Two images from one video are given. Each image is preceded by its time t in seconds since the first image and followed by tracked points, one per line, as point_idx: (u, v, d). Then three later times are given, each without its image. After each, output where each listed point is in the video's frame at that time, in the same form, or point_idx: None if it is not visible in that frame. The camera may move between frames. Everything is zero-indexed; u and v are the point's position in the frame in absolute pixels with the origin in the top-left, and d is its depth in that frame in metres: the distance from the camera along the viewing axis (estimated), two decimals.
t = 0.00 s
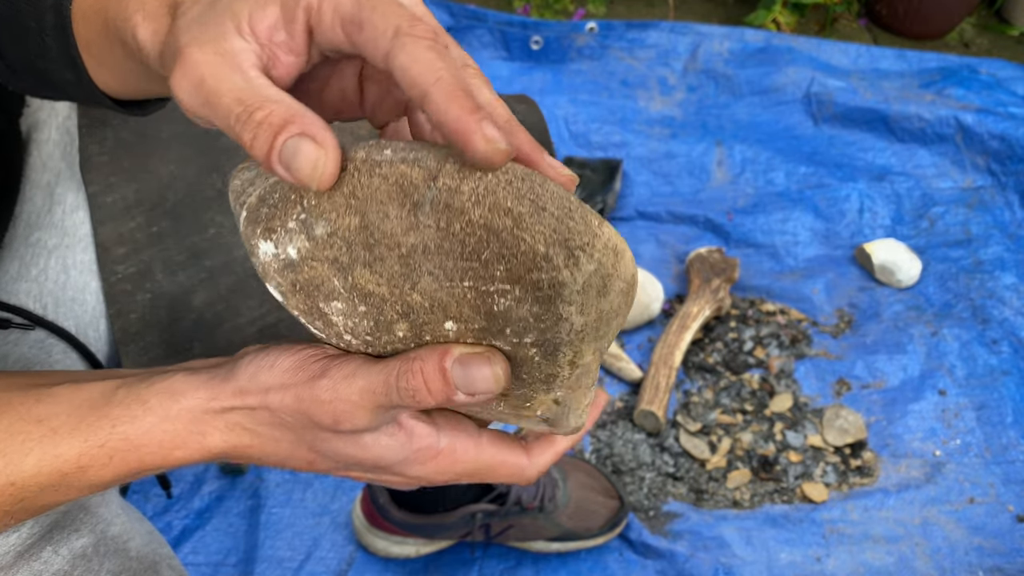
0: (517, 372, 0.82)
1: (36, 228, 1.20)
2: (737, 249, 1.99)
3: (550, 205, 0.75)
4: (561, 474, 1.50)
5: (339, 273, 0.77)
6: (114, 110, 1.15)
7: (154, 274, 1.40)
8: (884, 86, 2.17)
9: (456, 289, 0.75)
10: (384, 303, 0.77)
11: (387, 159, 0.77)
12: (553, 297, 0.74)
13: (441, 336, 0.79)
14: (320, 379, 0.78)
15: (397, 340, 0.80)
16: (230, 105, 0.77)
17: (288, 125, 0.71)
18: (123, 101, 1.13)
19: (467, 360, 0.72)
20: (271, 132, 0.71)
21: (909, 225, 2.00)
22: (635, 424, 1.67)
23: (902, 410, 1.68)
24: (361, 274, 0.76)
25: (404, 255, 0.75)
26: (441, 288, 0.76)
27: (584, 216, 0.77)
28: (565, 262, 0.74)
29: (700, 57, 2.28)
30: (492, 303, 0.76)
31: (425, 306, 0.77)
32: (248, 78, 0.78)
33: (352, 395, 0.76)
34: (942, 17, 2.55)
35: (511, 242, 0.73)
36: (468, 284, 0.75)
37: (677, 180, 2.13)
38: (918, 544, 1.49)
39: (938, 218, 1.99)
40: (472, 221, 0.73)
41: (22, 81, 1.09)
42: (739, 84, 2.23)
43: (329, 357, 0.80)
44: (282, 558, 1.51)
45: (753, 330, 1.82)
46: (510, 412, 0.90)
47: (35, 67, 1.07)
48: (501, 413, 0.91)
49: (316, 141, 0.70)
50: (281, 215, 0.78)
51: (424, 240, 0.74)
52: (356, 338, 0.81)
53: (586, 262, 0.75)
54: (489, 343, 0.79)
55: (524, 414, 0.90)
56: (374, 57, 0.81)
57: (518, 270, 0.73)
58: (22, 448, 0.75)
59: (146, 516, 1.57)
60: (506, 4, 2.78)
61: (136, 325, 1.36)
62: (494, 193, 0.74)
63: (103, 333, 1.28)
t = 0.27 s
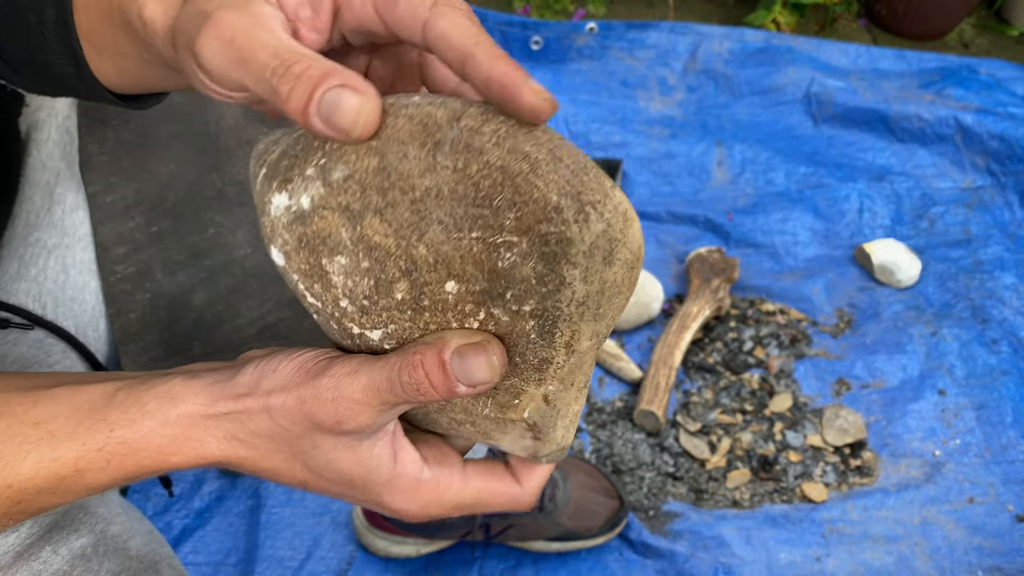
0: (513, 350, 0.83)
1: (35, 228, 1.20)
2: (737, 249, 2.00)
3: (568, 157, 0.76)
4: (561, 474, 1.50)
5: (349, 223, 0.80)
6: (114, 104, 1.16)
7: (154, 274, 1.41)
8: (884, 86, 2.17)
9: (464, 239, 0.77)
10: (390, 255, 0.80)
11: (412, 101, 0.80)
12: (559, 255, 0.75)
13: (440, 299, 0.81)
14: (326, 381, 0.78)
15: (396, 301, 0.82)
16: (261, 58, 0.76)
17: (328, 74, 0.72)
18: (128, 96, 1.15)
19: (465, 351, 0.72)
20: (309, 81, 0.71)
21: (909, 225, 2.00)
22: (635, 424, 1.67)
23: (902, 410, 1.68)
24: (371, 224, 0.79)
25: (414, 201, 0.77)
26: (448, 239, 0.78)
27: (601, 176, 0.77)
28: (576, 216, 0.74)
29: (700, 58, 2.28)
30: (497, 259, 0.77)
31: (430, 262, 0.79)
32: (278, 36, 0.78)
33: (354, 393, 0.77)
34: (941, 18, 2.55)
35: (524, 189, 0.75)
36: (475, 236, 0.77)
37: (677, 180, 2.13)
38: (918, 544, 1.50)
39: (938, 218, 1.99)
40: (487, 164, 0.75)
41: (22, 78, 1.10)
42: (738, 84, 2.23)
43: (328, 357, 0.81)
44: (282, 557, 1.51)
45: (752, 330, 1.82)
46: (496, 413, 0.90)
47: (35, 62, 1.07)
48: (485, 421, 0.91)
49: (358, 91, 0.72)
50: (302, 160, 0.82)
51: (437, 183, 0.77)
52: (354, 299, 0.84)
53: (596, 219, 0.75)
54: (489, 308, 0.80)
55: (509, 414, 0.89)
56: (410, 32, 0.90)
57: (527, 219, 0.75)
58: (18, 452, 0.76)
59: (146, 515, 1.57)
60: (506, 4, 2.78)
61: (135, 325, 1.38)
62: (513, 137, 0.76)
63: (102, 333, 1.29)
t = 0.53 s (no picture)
0: (553, 300, 0.86)
1: (35, 230, 1.20)
2: (737, 249, 2.00)
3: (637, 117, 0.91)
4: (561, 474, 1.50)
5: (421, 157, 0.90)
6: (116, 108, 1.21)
7: (154, 274, 1.41)
8: (884, 86, 2.17)
9: (533, 172, 0.86)
10: (457, 186, 0.88)
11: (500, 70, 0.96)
12: (623, 191, 0.85)
13: (495, 234, 0.86)
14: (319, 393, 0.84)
15: (448, 240, 0.88)
16: (332, 74, 0.85)
17: (395, 96, 0.80)
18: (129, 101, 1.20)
19: (475, 363, 0.77)
20: (379, 102, 0.80)
21: (909, 225, 2.00)
22: (635, 424, 1.67)
23: (902, 410, 1.68)
24: (446, 156, 0.88)
25: (494, 135, 0.88)
26: (518, 171, 0.87)
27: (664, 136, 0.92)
28: (642, 156, 0.87)
29: (700, 58, 2.28)
30: (563, 190, 0.85)
31: (494, 195, 0.87)
32: (352, 51, 0.87)
33: (353, 411, 0.83)
34: (941, 18, 2.56)
35: (600, 127, 0.87)
36: (546, 167, 0.86)
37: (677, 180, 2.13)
38: (918, 544, 1.50)
39: (938, 218, 1.99)
40: (570, 106, 0.89)
41: (26, 83, 1.11)
42: (738, 85, 2.23)
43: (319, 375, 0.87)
44: (282, 557, 1.51)
45: (752, 330, 1.82)
46: (515, 397, 0.90)
47: (40, 66, 1.09)
48: (495, 417, 0.92)
49: (422, 117, 0.81)
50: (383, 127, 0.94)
51: (521, 118, 0.89)
52: (404, 238, 0.89)
53: (660, 166, 0.87)
54: (542, 246, 0.86)
55: (529, 395, 0.90)
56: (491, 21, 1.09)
57: (598, 154, 0.86)
58: (9, 463, 0.82)
59: (146, 516, 1.57)
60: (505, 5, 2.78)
61: (135, 326, 1.39)
62: (595, 92, 0.92)
63: (101, 335, 1.30)
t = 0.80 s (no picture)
0: (588, 258, 0.87)
1: (35, 229, 1.22)
2: (737, 249, 2.00)
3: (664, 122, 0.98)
4: (561, 474, 1.50)
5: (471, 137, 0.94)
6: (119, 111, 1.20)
7: (154, 273, 1.41)
8: (883, 86, 2.18)
9: (576, 148, 0.90)
10: (504, 158, 0.91)
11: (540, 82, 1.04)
12: (654, 167, 0.90)
13: (537, 198, 0.88)
14: (305, 482, 0.84)
15: (492, 201, 0.89)
16: (390, 70, 0.93)
17: (448, 93, 0.89)
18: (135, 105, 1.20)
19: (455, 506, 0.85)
20: (436, 95, 0.88)
21: (908, 225, 2.00)
22: (635, 424, 1.67)
23: (901, 410, 1.68)
24: (496, 136, 0.93)
25: (540, 119, 0.93)
26: (563, 146, 0.91)
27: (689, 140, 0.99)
28: (670, 143, 0.93)
29: (700, 58, 2.28)
30: (602, 162, 0.89)
31: (539, 165, 0.90)
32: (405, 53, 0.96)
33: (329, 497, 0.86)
34: (940, 18, 2.56)
35: (635, 117, 0.94)
36: (588, 144, 0.91)
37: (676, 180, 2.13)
38: (917, 543, 1.50)
39: (937, 218, 1.99)
40: (608, 100, 0.96)
41: (29, 87, 1.09)
42: (738, 85, 2.23)
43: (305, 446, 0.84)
44: (283, 557, 1.51)
45: (752, 330, 1.82)
46: (543, 350, 0.88)
47: (48, 70, 1.08)
48: (520, 372, 0.88)
49: (473, 110, 0.89)
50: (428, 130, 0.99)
51: (564, 107, 0.95)
52: (450, 199, 0.91)
53: (684, 156, 0.95)
54: (581, 208, 0.88)
55: (558, 347, 0.88)
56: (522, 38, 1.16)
57: (633, 136, 0.92)
58: (22, 473, 0.79)
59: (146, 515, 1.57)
60: (505, 5, 2.78)
61: (135, 326, 1.37)
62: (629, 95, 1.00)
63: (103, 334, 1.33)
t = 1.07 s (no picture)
0: (573, 232, 0.86)
1: (36, 228, 1.20)
2: (736, 249, 2.00)
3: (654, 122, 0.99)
4: (561, 474, 1.51)
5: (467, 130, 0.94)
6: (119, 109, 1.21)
7: (154, 272, 1.41)
8: (883, 87, 2.18)
9: (567, 135, 0.90)
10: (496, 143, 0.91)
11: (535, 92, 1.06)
12: (641, 153, 0.90)
13: (525, 178, 0.87)
14: (315, 504, 0.84)
15: (481, 181, 0.88)
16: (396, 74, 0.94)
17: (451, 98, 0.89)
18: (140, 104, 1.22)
19: (466, 523, 0.83)
20: (441, 100, 0.88)
21: (908, 225, 2.00)
22: (635, 424, 1.67)
23: (901, 410, 1.68)
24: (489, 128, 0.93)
25: (534, 113, 0.93)
26: (554, 134, 0.90)
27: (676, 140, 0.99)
28: (658, 135, 0.94)
29: (700, 59, 2.28)
30: (590, 146, 0.89)
31: (528, 150, 0.89)
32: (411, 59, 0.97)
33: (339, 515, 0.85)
34: (940, 18, 2.56)
35: (624, 112, 0.95)
36: (577, 133, 0.91)
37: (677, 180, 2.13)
38: (917, 543, 1.50)
39: (937, 218, 1.99)
40: (600, 98, 0.97)
41: (35, 87, 1.10)
42: (738, 85, 2.23)
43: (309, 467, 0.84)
44: (283, 556, 1.52)
45: (752, 330, 1.83)
46: (524, 319, 0.86)
47: (55, 71, 1.08)
48: (500, 343, 0.86)
49: (476, 117, 0.88)
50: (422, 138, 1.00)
51: (556, 104, 0.95)
52: (442, 181, 0.90)
53: (671, 146, 0.95)
54: (568, 186, 0.87)
55: (539, 317, 0.86)
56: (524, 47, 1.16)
57: (622, 126, 0.92)
58: (36, 482, 0.82)
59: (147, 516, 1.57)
60: (506, 5, 2.78)
61: (135, 325, 1.38)
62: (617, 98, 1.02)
63: (103, 334, 1.31)
